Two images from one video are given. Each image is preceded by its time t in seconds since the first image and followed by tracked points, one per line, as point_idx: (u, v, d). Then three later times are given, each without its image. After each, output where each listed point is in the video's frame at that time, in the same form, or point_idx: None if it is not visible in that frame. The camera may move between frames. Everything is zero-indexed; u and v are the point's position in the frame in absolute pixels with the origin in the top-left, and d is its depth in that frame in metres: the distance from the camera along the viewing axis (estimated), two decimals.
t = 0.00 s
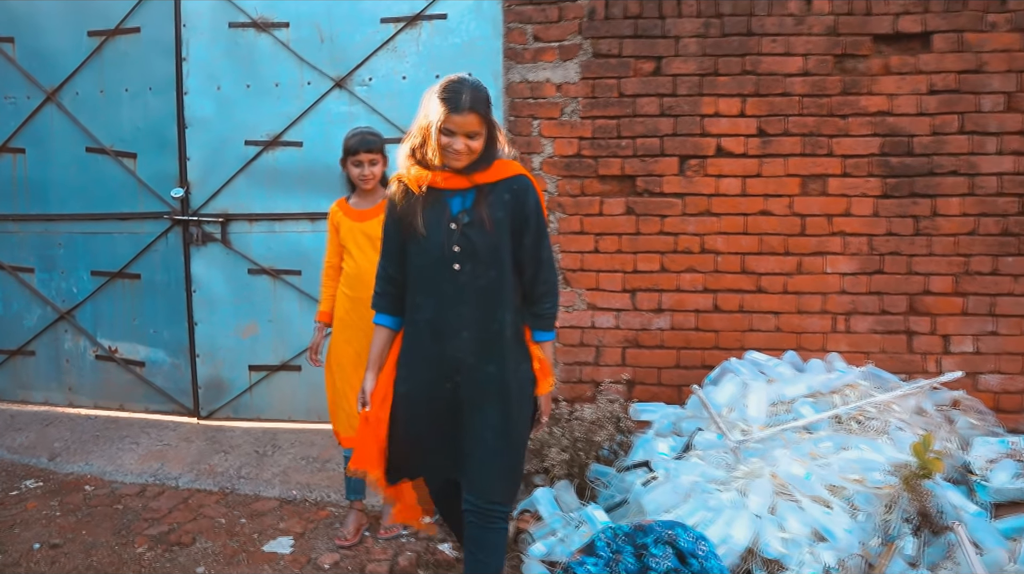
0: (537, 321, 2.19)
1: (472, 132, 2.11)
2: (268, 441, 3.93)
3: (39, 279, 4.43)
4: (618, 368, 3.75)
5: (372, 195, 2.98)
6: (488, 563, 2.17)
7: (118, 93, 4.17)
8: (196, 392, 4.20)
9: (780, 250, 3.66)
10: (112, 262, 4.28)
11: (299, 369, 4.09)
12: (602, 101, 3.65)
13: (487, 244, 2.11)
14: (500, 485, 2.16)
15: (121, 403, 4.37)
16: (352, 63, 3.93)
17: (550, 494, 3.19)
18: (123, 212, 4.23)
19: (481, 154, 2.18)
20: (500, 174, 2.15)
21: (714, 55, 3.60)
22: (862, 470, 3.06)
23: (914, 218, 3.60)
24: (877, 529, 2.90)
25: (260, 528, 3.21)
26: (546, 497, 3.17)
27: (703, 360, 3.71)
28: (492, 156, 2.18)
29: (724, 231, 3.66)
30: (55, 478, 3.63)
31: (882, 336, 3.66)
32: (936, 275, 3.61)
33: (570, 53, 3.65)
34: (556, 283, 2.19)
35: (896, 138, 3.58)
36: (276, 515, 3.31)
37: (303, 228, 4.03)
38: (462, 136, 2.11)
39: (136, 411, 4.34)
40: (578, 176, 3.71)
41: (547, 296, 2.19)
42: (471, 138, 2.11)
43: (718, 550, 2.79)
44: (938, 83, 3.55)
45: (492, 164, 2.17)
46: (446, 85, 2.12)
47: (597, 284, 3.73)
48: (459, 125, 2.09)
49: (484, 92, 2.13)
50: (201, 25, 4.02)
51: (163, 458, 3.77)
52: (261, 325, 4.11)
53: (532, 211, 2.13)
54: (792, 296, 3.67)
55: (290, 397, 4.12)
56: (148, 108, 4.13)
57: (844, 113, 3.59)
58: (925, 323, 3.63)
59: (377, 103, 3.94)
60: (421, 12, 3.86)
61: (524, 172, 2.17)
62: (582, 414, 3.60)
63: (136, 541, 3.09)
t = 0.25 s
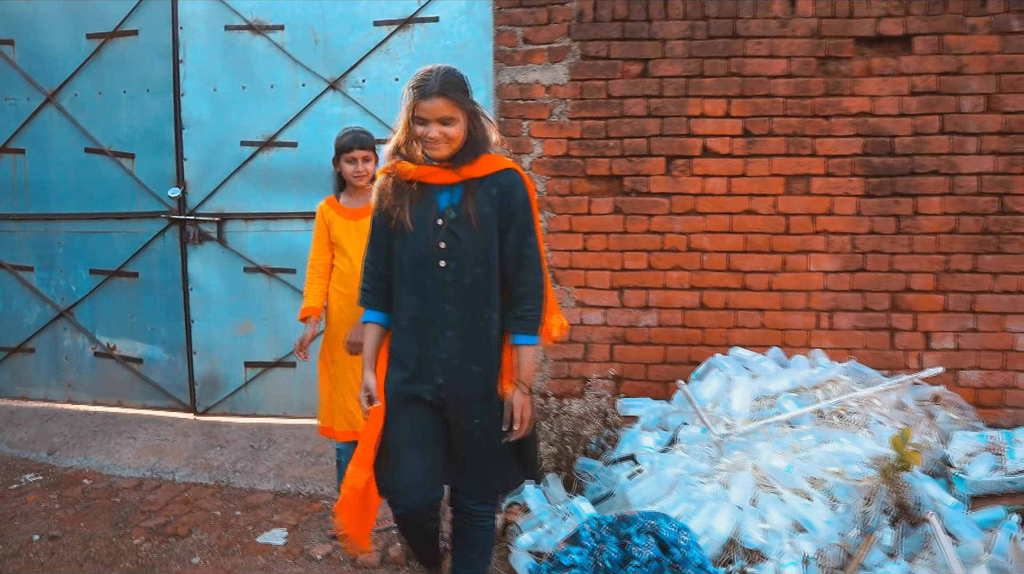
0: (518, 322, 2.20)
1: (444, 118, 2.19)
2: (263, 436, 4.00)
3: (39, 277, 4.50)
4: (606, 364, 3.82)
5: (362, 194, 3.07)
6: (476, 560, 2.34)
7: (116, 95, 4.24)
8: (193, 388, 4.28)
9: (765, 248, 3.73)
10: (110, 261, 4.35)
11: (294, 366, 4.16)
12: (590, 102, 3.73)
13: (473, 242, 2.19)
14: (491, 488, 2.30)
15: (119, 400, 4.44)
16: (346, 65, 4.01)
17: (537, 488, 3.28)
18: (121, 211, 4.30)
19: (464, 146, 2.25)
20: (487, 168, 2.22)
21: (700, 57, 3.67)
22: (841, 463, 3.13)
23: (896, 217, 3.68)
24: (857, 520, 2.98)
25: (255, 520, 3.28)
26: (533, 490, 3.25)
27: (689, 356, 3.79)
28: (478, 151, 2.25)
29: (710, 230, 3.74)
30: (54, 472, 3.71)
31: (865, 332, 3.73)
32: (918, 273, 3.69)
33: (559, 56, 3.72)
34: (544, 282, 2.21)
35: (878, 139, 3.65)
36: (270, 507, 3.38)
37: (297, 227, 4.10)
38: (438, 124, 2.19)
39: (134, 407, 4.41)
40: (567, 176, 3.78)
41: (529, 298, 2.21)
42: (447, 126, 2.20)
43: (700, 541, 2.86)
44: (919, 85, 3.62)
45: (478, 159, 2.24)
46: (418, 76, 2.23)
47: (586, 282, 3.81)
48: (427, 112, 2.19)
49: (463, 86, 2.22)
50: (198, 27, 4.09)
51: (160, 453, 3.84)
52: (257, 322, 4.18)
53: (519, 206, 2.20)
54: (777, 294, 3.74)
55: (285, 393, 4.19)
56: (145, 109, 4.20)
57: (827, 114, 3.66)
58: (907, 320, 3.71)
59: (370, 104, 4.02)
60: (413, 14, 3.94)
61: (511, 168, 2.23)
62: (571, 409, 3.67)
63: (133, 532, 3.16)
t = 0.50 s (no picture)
0: (497, 339, 1.97)
1: (420, 119, 2.01)
2: (261, 432, 4.07)
3: (40, 277, 4.58)
4: (597, 362, 3.90)
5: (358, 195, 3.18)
6: (467, 559, 2.21)
7: (116, 98, 4.32)
8: (191, 386, 4.35)
9: (752, 247, 3.81)
10: (110, 261, 4.43)
11: (291, 364, 4.24)
12: (580, 105, 3.80)
13: (468, 250, 2.02)
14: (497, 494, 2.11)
15: (119, 397, 4.51)
16: (341, 69, 4.08)
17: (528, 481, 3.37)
18: (120, 212, 4.37)
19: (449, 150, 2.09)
20: (480, 175, 2.05)
21: (688, 61, 3.75)
22: (824, 457, 3.19)
23: (880, 217, 3.75)
24: (840, 513, 3.06)
25: (252, 514, 3.36)
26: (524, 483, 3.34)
27: (678, 353, 3.87)
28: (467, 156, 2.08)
29: (698, 230, 3.81)
30: (56, 468, 3.78)
31: (850, 330, 3.81)
32: (902, 272, 3.76)
33: (550, 59, 3.80)
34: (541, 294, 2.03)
35: (862, 140, 3.73)
36: (268, 502, 3.46)
37: (294, 228, 4.18)
38: (414, 127, 2.02)
39: (134, 404, 4.49)
40: (558, 177, 3.86)
41: (496, 308, 1.99)
42: (425, 128, 2.02)
43: (686, 532, 2.93)
44: (902, 87, 3.70)
45: (468, 164, 2.07)
46: (396, 82, 2.06)
47: (576, 281, 3.89)
48: (403, 116, 2.02)
49: (447, 87, 2.07)
50: (196, 31, 4.17)
51: (159, 449, 3.92)
52: (254, 321, 4.25)
53: (512, 215, 2.02)
54: (763, 292, 3.82)
55: (282, 390, 4.27)
56: (144, 112, 4.27)
57: (812, 116, 3.74)
58: (891, 318, 3.78)
59: (365, 107, 4.09)
60: (407, 18, 4.01)
61: (506, 176, 2.07)
62: (562, 405, 3.69)
63: (133, 526, 3.23)
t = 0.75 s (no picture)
0: (498, 345, 1.88)
1: (405, 125, 1.90)
2: (266, 429, 4.16)
3: (48, 277, 4.66)
4: (594, 360, 3.99)
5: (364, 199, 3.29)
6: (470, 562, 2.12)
7: (123, 101, 4.40)
8: (197, 383, 4.43)
9: (746, 248, 3.90)
10: (117, 261, 4.51)
11: (295, 362, 4.33)
12: (578, 109, 3.89)
13: (468, 255, 1.91)
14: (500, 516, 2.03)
15: (126, 395, 4.60)
16: (344, 73, 4.17)
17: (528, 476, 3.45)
18: (127, 213, 4.46)
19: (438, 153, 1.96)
20: (474, 178, 1.94)
21: (684, 66, 3.84)
22: (815, 452, 3.29)
23: (871, 218, 3.84)
24: (829, 506, 3.14)
25: (258, 508, 3.44)
26: (524, 477, 3.43)
27: (673, 352, 3.96)
28: (458, 157, 1.96)
29: (693, 231, 3.90)
30: (65, 464, 3.86)
31: (842, 329, 3.90)
32: (892, 272, 3.85)
33: (549, 64, 3.89)
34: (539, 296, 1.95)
35: (853, 144, 3.82)
36: (273, 496, 3.54)
37: (298, 229, 4.27)
38: (398, 133, 1.90)
39: (140, 402, 4.57)
40: (557, 179, 3.95)
41: (495, 314, 1.90)
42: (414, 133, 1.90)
43: (681, 525, 3.02)
44: (893, 92, 3.79)
45: (460, 168, 1.96)
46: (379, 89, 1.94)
47: (574, 281, 3.98)
48: (390, 122, 1.90)
49: (432, 87, 1.94)
50: (202, 36, 4.25)
51: (166, 445, 4.00)
52: (259, 320, 4.34)
53: (509, 218, 1.92)
54: (757, 292, 3.91)
55: (286, 388, 4.35)
56: (151, 115, 4.36)
57: (805, 119, 3.83)
58: (882, 317, 3.87)
59: (367, 111, 4.18)
60: (409, 24, 4.10)
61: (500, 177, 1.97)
62: (560, 402, 3.80)
63: (142, 519, 3.31)
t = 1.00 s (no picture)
0: (511, 337, 1.89)
1: (418, 120, 1.88)
2: (275, 423, 4.27)
3: (61, 275, 4.76)
4: (595, 355, 4.11)
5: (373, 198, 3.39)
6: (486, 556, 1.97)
7: (136, 103, 4.51)
8: (207, 379, 4.54)
9: (743, 247, 4.02)
10: (129, 259, 4.62)
11: (303, 358, 4.43)
12: (580, 111, 4.01)
13: (476, 249, 1.89)
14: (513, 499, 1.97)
15: (137, 390, 4.70)
16: (352, 77, 4.29)
17: (531, 467, 3.56)
18: (139, 213, 4.57)
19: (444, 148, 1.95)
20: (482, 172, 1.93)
21: (682, 70, 3.95)
22: (809, 443, 3.42)
23: (864, 218, 3.96)
24: (823, 495, 3.24)
25: (269, 498, 3.54)
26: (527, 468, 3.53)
27: (672, 347, 4.07)
28: (464, 152, 1.95)
29: (691, 230, 4.02)
30: (79, 457, 3.95)
31: (835, 325, 4.02)
32: (884, 270, 3.98)
33: (552, 68, 4.00)
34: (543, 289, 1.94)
35: (847, 146, 3.94)
36: (284, 487, 3.65)
37: (306, 228, 4.38)
38: (414, 128, 1.88)
39: (151, 397, 4.68)
40: (558, 180, 4.06)
41: (508, 306, 1.91)
42: (426, 128, 1.88)
43: (680, 512, 3.15)
44: (885, 96, 3.90)
45: (466, 163, 1.95)
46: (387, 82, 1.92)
47: (576, 278, 4.10)
48: (400, 117, 1.87)
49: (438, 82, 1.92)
50: (213, 40, 4.36)
51: (178, 439, 4.10)
52: (268, 317, 4.45)
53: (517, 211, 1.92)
54: (753, 289, 4.03)
55: (295, 383, 4.46)
56: (163, 117, 4.47)
57: (800, 122, 3.94)
58: (875, 314, 3.99)
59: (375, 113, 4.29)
60: (415, 29, 4.21)
61: (504, 172, 1.96)
62: (562, 395, 3.94)
63: (157, 509, 3.40)
